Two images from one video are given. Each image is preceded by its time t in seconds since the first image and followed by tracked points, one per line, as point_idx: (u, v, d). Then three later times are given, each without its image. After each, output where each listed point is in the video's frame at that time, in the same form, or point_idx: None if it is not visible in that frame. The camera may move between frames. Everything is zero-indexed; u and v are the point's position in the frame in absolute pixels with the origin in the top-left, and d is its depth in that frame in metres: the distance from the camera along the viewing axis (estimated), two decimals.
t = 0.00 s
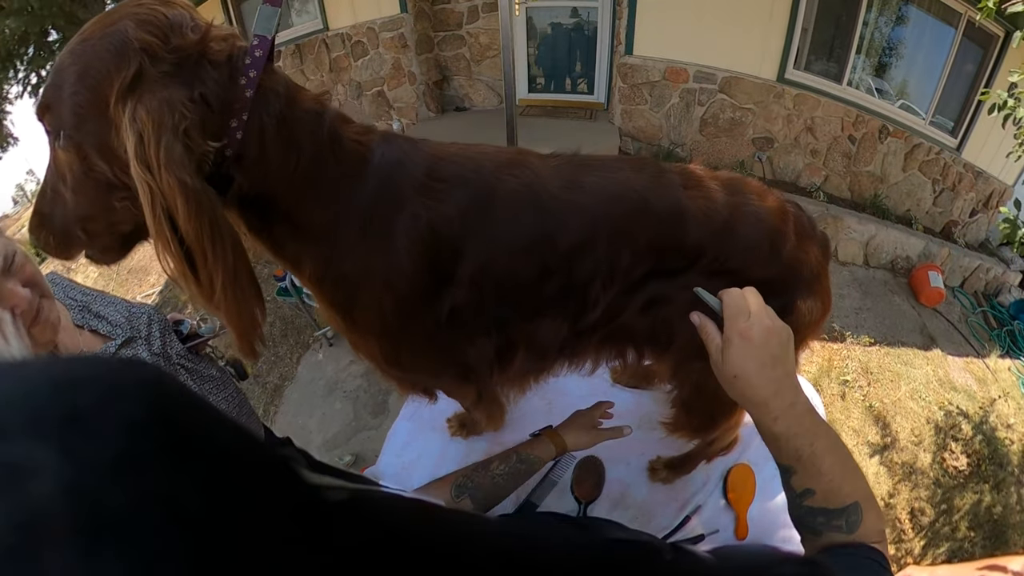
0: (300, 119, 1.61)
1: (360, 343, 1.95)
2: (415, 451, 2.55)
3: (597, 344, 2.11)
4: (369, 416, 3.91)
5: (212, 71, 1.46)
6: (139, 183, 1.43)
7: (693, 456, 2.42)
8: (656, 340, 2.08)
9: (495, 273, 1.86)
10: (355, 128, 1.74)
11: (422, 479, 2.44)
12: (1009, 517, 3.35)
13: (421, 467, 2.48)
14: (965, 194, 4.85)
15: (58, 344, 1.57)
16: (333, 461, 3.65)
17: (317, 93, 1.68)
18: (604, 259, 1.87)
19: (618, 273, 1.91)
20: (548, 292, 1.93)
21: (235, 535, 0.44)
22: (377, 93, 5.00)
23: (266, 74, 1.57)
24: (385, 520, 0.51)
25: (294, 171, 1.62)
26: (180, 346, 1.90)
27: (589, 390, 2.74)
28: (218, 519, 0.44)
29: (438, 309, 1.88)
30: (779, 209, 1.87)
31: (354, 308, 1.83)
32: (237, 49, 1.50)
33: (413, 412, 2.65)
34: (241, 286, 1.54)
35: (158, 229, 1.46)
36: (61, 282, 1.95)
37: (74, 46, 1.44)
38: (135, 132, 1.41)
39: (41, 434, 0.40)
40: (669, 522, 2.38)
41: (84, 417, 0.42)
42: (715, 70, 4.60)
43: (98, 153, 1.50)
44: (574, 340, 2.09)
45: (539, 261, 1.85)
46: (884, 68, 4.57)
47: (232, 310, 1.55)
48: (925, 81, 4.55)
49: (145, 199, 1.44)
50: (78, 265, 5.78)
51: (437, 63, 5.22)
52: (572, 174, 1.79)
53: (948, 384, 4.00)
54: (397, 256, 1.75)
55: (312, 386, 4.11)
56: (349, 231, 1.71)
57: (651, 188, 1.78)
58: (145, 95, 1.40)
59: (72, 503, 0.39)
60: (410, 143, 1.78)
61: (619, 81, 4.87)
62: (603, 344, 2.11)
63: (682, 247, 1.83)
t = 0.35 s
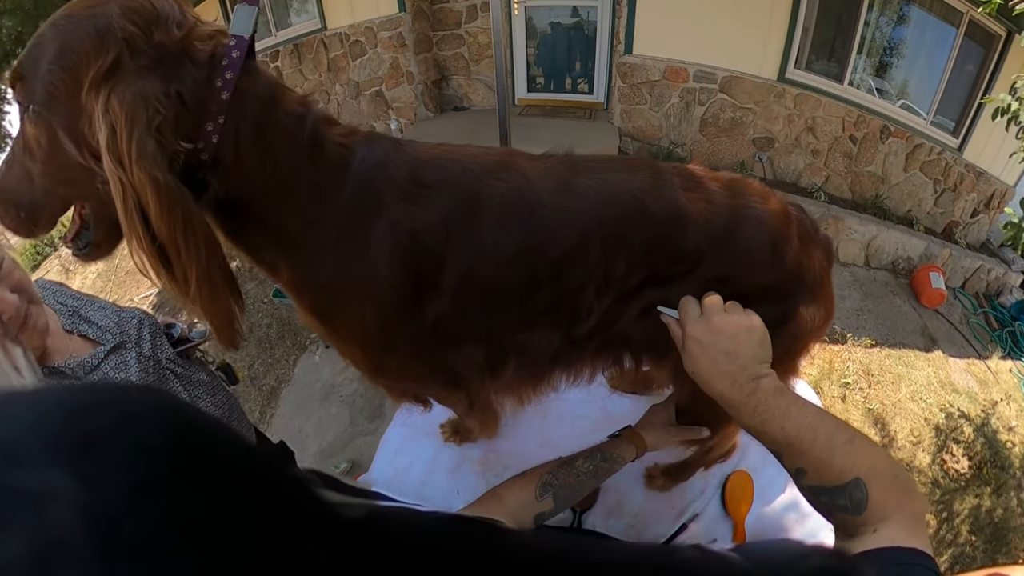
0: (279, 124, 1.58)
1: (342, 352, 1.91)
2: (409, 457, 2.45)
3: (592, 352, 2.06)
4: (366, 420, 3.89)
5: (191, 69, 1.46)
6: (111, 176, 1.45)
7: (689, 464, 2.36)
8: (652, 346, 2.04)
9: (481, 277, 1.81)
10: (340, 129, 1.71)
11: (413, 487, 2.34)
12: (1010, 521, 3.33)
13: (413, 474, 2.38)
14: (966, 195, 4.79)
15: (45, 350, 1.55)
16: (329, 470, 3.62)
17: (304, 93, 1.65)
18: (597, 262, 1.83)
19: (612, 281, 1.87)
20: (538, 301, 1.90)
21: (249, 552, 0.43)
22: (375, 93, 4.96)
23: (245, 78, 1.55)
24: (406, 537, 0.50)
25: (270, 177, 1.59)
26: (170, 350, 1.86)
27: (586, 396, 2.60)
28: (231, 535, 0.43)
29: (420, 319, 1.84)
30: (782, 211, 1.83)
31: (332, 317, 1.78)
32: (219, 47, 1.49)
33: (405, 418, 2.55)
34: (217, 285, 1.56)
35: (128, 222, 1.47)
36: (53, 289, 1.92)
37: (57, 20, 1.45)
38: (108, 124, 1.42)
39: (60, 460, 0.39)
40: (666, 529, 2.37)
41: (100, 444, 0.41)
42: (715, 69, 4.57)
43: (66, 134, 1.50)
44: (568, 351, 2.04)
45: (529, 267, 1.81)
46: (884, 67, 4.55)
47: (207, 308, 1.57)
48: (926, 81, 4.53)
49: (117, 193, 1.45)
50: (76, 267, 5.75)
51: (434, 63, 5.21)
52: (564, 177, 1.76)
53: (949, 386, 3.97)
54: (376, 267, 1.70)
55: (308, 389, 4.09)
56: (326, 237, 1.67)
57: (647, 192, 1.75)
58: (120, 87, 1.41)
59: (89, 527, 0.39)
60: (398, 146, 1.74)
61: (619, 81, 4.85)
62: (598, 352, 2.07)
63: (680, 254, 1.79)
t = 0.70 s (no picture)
0: (276, 100, 1.53)
1: (336, 346, 1.85)
2: (407, 464, 2.33)
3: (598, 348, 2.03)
4: (365, 427, 3.83)
5: (189, 34, 1.40)
6: (101, 136, 1.34)
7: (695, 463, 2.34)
8: (657, 340, 2.01)
9: (479, 271, 1.78)
10: (335, 107, 1.68)
11: (414, 495, 2.19)
12: (1014, 522, 3.32)
13: (413, 482, 2.25)
14: (968, 194, 4.80)
15: (33, 353, 1.54)
16: (327, 479, 3.56)
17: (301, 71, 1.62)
18: (607, 248, 1.79)
19: (619, 270, 1.84)
20: (540, 292, 1.86)
21: None
22: (376, 91, 4.91)
23: (245, 50, 1.50)
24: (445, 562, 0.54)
25: (260, 155, 1.54)
26: (160, 352, 1.82)
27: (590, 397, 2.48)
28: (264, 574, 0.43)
29: (416, 313, 1.79)
30: (787, 197, 1.82)
31: (325, 305, 1.72)
32: (218, 15, 1.45)
33: (405, 424, 2.48)
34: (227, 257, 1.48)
35: (121, 188, 1.36)
36: (41, 288, 1.88)
37: None
38: (100, 82, 1.33)
39: (86, 506, 0.41)
40: (672, 530, 2.28)
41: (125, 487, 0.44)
42: (717, 67, 4.55)
43: (48, 91, 1.38)
44: (571, 346, 2.01)
45: (533, 254, 1.77)
46: (885, 67, 4.53)
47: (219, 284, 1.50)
48: (927, 81, 4.53)
49: (109, 154, 1.34)
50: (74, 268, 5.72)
51: (435, 61, 5.20)
52: (568, 160, 1.74)
53: (952, 385, 3.95)
54: (369, 252, 1.64)
55: (306, 391, 4.05)
56: (318, 222, 1.62)
57: (654, 177, 1.72)
58: (114, 44, 1.33)
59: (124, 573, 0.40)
60: (395, 128, 1.70)
61: (621, 79, 4.84)
62: (603, 348, 2.04)
63: (687, 243, 1.77)
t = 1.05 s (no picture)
0: (285, 80, 1.54)
1: (336, 336, 1.85)
2: (412, 464, 2.33)
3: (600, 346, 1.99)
4: (366, 427, 3.81)
5: (203, 15, 1.40)
6: (113, 115, 1.32)
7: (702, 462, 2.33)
8: (662, 336, 1.98)
9: (485, 258, 1.74)
10: (342, 92, 1.69)
11: (416, 496, 2.21)
12: (1016, 521, 3.29)
13: (416, 485, 2.26)
14: (969, 194, 4.82)
15: (24, 359, 1.50)
16: (327, 479, 3.54)
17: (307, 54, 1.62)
18: (613, 238, 1.76)
19: (627, 262, 1.81)
20: (545, 283, 1.83)
21: None
22: (377, 89, 4.86)
23: (254, 28, 1.50)
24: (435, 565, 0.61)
25: (263, 138, 1.54)
26: (157, 353, 1.81)
27: (596, 395, 2.45)
28: None
29: (419, 304, 1.78)
30: (795, 188, 1.83)
31: (324, 291, 1.72)
32: None
33: (409, 424, 2.47)
34: (225, 248, 1.46)
35: (130, 170, 1.35)
36: (36, 286, 1.88)
37: None
38: (117, 59, 1.31)
39: (100, 536, 0.47)
40: (677, 528, 2.28)
41: (139, 520, 0.50)
42: (718, 66, 4.54)
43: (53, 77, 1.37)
44: (576, 340, 1.97)
45: (535, 240, 1.74)
46: (886, 66, 4.56)
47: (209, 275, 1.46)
48: (927, 81, 4.57)
49: (120, 134, 1.32)
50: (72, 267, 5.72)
51: (436, 60, 5.21)
52: (575, 149, 1.72)
53: (953, 384, 3.95)
54: (374, 235, 1.63)
55: (306, 390, 4.03)
56: (321, 203, 1.63)
57: (662, 166, 1.71)
58: (132, 23, 1.32)
59: None
60: (399, 113, 1.69)
61: (623, 78, 4.85)
62: (608, 346, 2.00)
63: (695, 231, 1.76)
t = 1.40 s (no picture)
0: (297, 79, 1.54)
1: (348, 333, 1.82)
2: (414, 465, 2.31)
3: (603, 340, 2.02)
4: (368, 427, 3.80)
5: (225, 7, 1.38)
6: (138, 95, 1.29)
7: (704, 461, 2.29)
8: (665, 336, 1.99)
9: (496, 252, 1.75)
10: (353, 89, 1.70)
11: (420, 497, 2.21)
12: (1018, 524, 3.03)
13: (418, 486, 2.24)
14: (969, 194, 4.83)
15: (26, 360, 1.50)
16: (329, 478, 3.53)
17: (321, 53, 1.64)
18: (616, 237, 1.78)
19: (633, 260, 1.83)
20: (556, 275, 1.83)
21: None
22: (378, 89, 4.85)
23: (270, 23, 1.50)
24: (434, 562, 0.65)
25: (281, 132, 1.54)
26: (158, 354, 1.81)
27: (598, 393, 2.47)
28: None
29: (433, 299, 1.77)
30: (801, 194, 1.82)
31: (337, 285, 1.69)
32: None
33: (411, 424, 2.45)
34: (253, 234, 1.45)
35: (151, 152, 1.31)
36: (36, 287, 1.86)
37: None
38: (143, 43, 1.29)
39: (112, 540, 0.48)
40: (678, 526, 2.28)
41: (151, 522, 0.51)
42: (719, 67, 4.55)
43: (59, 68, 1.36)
44: (582, 333, 1.99)
45: (547, 236, 1.75)
46: (887, 67, 4.57)
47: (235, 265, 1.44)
48: (928, 82, 4.59)
49: (143, 112, 1.29)
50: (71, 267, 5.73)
51: (437, 60, 5.25)
52: (582, 149, 1.74)
53: (952, 384, 3.95)
54: (389, 227, 1.62)
55: (307, 390, 4.03)
56: (337, 196, 1.60)
57: (669, 171, 1.72)
58: (157, 9, 1.30)
59: None
60: (408, 113, 1.69)
61: (624, 78, 4.86)
62: (608, 343, 2.04)
63: (699, 232, 1.77)
